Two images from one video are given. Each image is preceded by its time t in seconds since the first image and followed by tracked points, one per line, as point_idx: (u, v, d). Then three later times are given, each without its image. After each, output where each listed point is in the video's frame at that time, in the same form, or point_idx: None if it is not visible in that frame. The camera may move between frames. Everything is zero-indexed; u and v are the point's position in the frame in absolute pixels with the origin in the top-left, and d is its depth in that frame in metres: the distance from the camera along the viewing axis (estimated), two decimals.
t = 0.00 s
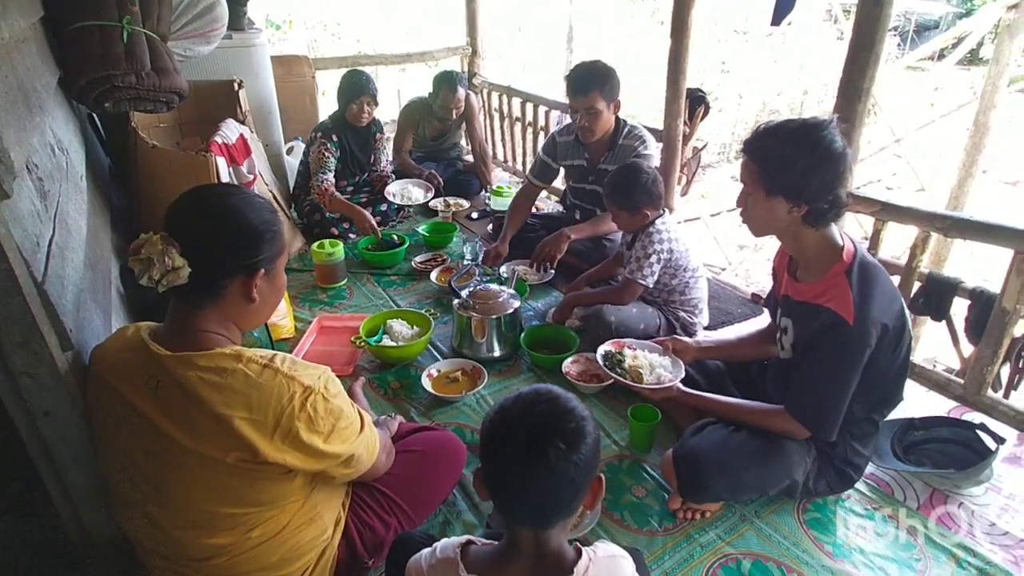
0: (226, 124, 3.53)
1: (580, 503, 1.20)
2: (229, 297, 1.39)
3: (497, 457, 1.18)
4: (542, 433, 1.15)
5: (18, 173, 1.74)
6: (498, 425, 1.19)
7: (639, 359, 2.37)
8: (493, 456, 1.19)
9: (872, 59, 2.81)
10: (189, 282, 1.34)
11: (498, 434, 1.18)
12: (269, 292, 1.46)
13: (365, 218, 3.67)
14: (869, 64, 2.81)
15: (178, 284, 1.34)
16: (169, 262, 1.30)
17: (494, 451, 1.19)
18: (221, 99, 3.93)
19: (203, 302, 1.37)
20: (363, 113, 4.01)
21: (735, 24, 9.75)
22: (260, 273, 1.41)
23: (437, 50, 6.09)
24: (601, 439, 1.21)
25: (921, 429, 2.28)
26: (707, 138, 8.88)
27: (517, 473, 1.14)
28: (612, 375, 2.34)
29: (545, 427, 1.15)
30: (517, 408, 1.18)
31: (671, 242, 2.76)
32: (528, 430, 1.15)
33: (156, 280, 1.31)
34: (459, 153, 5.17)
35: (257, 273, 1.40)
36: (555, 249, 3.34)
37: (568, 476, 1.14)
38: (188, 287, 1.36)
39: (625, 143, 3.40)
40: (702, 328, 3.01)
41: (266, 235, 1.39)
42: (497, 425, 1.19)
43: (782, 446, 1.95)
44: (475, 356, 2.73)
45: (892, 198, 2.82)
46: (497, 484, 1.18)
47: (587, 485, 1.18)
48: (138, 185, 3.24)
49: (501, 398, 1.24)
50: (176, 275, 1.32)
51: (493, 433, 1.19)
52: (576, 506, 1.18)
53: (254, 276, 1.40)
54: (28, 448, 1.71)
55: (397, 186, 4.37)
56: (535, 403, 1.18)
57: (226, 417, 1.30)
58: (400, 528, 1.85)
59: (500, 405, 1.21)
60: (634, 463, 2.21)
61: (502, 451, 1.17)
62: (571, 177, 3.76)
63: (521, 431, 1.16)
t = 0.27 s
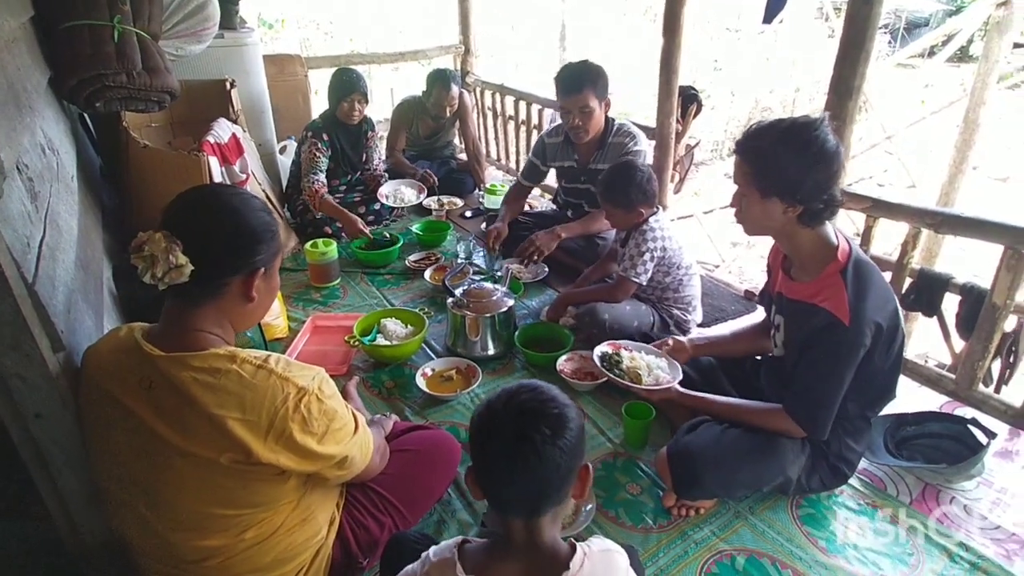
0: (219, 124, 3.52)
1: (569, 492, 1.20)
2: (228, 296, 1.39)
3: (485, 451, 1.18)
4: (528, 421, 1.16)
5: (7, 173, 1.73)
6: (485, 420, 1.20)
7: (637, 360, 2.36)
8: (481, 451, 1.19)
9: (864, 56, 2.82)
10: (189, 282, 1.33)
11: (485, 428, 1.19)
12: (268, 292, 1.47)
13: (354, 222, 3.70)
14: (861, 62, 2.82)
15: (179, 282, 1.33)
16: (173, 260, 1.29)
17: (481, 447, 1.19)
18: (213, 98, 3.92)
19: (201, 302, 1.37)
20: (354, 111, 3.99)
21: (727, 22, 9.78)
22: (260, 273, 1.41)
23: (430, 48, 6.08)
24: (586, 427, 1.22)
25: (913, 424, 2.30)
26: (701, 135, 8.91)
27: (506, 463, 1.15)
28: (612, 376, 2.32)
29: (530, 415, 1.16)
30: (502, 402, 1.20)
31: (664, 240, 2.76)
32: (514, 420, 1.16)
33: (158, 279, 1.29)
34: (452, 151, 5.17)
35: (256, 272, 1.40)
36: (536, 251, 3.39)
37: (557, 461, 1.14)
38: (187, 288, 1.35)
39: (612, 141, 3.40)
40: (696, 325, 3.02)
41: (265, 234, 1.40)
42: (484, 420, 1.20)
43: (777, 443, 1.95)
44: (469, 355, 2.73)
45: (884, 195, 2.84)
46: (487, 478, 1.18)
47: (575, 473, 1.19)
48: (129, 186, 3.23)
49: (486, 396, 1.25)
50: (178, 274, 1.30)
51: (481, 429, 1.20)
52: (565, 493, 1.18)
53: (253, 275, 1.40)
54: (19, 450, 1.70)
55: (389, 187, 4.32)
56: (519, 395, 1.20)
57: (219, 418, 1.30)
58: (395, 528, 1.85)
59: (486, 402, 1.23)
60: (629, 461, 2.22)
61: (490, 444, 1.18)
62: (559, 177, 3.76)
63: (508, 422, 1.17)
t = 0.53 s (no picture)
0: (211, 127, 3.51)
1: (557, 482, 1.21)
2: (240, 304, 1.41)
3: (473, 445, 1.19)
4: (512, 412, 1.17)
5: None
6: (471, 414, 1.21)
7: (631, 359, 2.36)
8: (468, 445, 1.20)
9: (853, 53, 2.84)
10: (206, 291, 1.34)
11: (471, 423, 1.20)
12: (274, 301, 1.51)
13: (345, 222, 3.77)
14: (851, 58, 2.84)
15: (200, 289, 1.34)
16: (204, 264, 1.32)
17: (469, 442, 1.21)
18: (204, 101, 3.91)
19: (211, 309, 1.37)
20: (346, 112, 3.99)
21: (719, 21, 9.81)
22: (273, 285, 1.47)
23: (423, 49, 6.08)
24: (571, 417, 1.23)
25: (905, 417, 2.32)
26: (694, 134, 8.94)
27: (493, 455, 1.16)
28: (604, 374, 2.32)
29: (514, 407, 1.18)
30: (486, 396, 1.21)
31: (659, 238, 2.77)
32: (499, 412, 1.18)
33: (187, 279, 1.30)
34: (447, 152, 5.16)
35: (270, 282, 1.46)
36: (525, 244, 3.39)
37: (543, 450, 1.16)
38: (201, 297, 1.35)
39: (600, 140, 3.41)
40: (691, 323, 3.03)
41: (280, 248, 1.46)
42: (469, 415, 1.21)
43: (772, 437, 1.96)
44: (466, 355, 2.73)
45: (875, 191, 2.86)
46: (476, 472, 1.19)
47: (561, 463, 1.20)
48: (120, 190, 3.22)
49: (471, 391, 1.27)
50: (205, 277, 1.32)
51: (467, 423, 1.21)
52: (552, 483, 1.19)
53: (266, 286, 1.45)
54: (10, 458, 1.69)
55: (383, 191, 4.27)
56: (503, 388, 1.22)
57: (221, 419, 1.30)
58: (392, 529, 1.86)
59: (472, 397, 1.24)
60: (626, 458, 2.23)
61: (476, 438, 1.19)
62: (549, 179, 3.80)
63: (493, 414, 1.18)
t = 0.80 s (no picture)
0: (197, 128, 3.50)
1: (546, 475, 1.21)
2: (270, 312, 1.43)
3: (464, 440, 1.20)
4: (503, 407, 1.18)
5: None
6: (462, 409, 1.21)
7: (610, 342, 2.40)
8: (458, 440, 1.21)
9: (839, 46, 2.86)
10: (251, 297, 1.37)
11: (461, 417, 1.21)
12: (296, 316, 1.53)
13: (324, 213, 3.74)
14: (838, 51, 2.85)
15: (247, 294, 1.37)
16: (260, 269, 1.37)
17: (459, 436, 1.21)
18: (191, 103, 3.89)
19: (248, 312, 1.39)
20: (336, 110, 4.00)
21: (707, 16, 9.84)
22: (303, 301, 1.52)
23: (411, 47, 6.07)
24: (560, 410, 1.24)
25: (895, 407, 2.34)
26: (684, 129, 8.96)
27: (484, 450, 1.16)
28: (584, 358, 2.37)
29: (505, 401, 1.18)
30: (476, 390, 1.22)
31: (648, 233, 2.78)
32: (490, 407, 1.18)
33: (245, 280, 1.35)
34: (437, 150, 5.15)
35: (299, 300, 1.50)
36: (521, 242, 3.42)
37: (533, 445, 1.16)
38: (241, 300, 1.37)
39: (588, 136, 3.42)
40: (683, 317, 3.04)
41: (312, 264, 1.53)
42: (459, 409, 1.22)
43: (762, 431, 1.98)
44: (459, 353, 2.74)
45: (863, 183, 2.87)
46: (466, 467, 1.20)
47: (551, 456, 1.21)
48: (107, 193, 3.20)
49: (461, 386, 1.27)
50: (257, 282, 1.37)
51: (458, 418, 1.22)
52: (541, 475, 1.19)
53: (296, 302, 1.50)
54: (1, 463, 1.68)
55: (371, 191, 4.25)
56: (493, 383, 1.22)
57: (256, 413, 1.30)
58: (388, 527, 1.86)
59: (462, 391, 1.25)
60: (619, 453, 2.23)
61: (467, 432, 1.19)
62: (537, 178, 3.79)
63: (483, 410, 1.19)
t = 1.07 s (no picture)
0: (187, 128, 3.48)
1: (544, 476, 1.21)
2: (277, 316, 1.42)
3: (461, 443, 1.19)
4: (502, 410, 1.17)
5: None
6: (459, 411, 1.21)
7: (586, 342, 2.41)
8: (455, 443, 1.20)
9: (828, 43, 2.87)
10: (266, 304, 1.37)
11: (458, 420, 1.20)
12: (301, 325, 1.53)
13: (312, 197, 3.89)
14: (827, 48, 2.86)
15: (262, 300, 1.36)
16: (276, 275, 1.37)
17: (456, 439, 1.20)
18: (180, 103, 3.86)
19: (260, 318, 1.38)
20: (328, 107, 4.02)
21: (697, 13, 9.85)
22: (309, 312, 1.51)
23: (401, 46, 6.05)
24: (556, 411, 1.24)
25: (886, 402, 2.35)
26: (675, 126, 8.98)
27: (482, 453, 1.16)
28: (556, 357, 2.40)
29: (504, 405, 1.18)
30: (474, 393, 1.21)
31: (638, 229, 2.79)
32: (488, 410, 1.18)
33: (264, 288, 1.35)
34: (428, 149, 5.13)
35: (307, 309, 1.50)
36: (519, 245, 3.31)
37: (531, 448, 1.16)
38: (256, 306, 1.36)
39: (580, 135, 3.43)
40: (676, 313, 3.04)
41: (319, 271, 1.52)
42: (456, 412, 1.21)
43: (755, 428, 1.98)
44: (452, 353, 2.73)
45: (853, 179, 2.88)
46: (463, 470, 1.19)
47: (549, 457, 1.21)
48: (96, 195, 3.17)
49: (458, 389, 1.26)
50: (275, 290, 1.37)
51: (455, 420, 1.21)
52: (539, 476, 1.19)
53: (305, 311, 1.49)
54: None
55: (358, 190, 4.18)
56: (490, 386, 1.21)
57: (265, 416, 1.30)
58: (382, 527, 1.85)
59: (458, 393, 1.24)
60: (612, 451, 2.23)
61: (465, 435, 1.19)
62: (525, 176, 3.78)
63: (481, 413, 1.18)
